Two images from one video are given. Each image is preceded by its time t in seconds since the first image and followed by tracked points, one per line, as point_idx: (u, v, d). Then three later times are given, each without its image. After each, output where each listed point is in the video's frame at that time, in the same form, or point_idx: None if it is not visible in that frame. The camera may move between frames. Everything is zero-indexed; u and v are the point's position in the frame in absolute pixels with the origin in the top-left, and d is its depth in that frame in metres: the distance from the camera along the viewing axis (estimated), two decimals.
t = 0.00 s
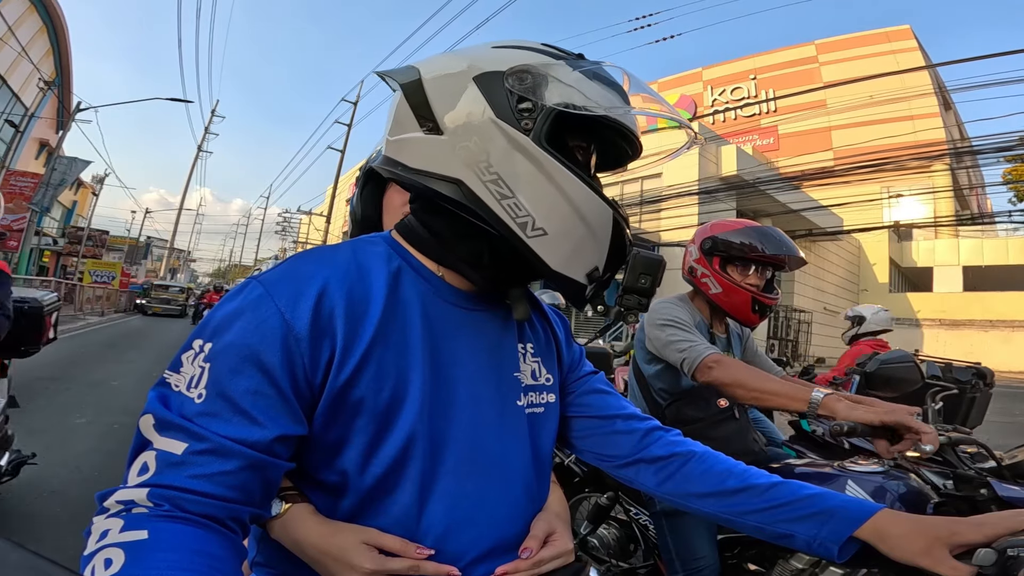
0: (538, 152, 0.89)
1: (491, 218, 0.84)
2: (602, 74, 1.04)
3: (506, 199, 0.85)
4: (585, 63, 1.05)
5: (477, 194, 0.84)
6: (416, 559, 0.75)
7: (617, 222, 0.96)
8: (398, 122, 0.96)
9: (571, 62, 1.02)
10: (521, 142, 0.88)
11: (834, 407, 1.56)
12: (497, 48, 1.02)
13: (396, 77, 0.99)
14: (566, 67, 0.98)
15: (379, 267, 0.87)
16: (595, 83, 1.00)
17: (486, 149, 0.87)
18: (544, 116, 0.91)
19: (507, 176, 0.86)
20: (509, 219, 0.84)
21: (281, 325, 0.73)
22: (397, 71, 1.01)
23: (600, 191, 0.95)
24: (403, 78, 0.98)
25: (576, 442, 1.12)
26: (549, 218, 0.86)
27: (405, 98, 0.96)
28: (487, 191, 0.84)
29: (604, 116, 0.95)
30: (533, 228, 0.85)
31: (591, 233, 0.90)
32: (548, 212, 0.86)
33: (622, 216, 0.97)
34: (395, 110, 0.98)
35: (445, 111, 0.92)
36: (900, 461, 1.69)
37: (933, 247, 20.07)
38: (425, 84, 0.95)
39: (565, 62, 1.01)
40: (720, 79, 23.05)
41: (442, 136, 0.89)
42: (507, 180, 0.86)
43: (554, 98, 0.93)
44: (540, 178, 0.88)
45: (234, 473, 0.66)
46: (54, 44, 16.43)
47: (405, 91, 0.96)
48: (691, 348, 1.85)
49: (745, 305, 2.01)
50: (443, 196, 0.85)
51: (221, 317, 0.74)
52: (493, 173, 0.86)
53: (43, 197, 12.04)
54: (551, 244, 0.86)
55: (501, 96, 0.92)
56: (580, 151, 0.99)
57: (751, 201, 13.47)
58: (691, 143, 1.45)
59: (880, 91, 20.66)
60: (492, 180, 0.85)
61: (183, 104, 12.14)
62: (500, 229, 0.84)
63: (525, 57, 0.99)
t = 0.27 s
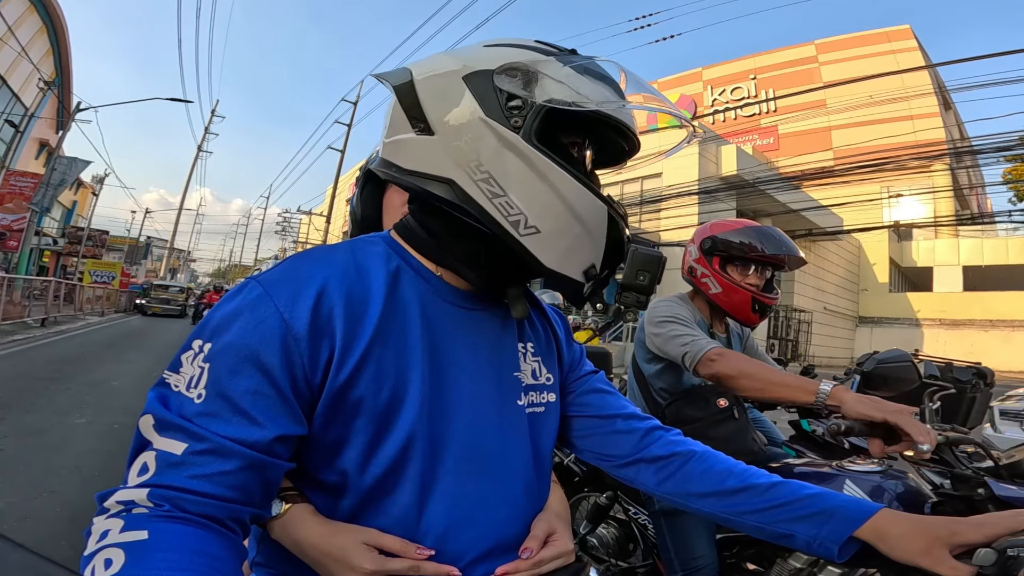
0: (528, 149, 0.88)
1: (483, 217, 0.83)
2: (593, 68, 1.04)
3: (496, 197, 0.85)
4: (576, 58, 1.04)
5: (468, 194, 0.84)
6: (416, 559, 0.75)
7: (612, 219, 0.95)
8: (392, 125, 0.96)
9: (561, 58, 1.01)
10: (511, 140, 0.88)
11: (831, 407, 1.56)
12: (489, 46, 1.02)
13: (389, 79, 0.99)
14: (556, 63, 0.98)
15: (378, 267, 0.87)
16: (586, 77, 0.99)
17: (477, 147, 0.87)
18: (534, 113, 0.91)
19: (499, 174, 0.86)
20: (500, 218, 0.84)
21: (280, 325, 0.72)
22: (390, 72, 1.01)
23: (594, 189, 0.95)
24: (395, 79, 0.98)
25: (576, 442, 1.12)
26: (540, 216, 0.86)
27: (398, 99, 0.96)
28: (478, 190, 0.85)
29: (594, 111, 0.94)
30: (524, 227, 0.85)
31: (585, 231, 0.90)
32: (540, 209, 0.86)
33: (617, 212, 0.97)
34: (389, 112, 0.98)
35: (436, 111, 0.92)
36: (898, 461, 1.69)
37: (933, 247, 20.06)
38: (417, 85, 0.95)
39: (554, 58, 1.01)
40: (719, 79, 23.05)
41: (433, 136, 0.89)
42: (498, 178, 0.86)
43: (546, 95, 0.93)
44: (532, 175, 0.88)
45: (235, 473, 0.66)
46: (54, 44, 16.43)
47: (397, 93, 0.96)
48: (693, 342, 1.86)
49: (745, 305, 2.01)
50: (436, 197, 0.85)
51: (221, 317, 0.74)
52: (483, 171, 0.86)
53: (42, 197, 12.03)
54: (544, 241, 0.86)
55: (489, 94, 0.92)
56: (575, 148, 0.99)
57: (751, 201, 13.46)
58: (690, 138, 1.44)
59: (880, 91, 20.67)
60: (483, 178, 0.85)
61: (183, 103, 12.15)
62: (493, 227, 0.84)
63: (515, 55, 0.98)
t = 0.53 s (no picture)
0: (509, 145, 0.88)
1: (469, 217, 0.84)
2: (577, 58, 1.03)
3: (480, 195, 0.85)
4: (560, 49, 1.03)
5: (453, 194, 0.85)
6: (416, 560, 0.75)
7: (602, 213, 0.94)
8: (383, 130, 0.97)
9: (543, 50, 1.01)
10: (494, 138, 0.88)
11: (830, 407, 1.56)
12: (474, 45, 1.02)
13: (379, 84, 1.00)
14: (537, 56, 0.97)
15: (377, 266, 0.87)
16: (569, 68, 0.98)
17: (462, 147, 0.88)
18: (514, 107, 0.90)
19: (480, 171, 0.86)
20: (484, 215, 0.84)
21: (279, 325, 0.72)
22: (379, 77, 1.02)
23: (585, 184, 0.94)
24: (380, 83, 0.99)
25: (577, 442, 1.12)
26: (525, 213, 0.85)
27: (387, 104, 0.97)
28: (464, 189, 0.85)
29: (578, 102, 0.93)
30: (509, 224, 0.84)
31: (574, 227, 0.88)
32: (525, 207, 0.85)
33: (608, 205, 0.95)
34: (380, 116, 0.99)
35: (422, 114, 0.92)
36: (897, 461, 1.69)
37: (934, 247, 20.07)
38: (403, 90, 0.95)
39: (536, 51, 1.00)
40: (720, 79, 23.04)
41: (420, 138, 0.90)
42: (480, 176, 0.86)
43: (525, 89, 0.92)
44: (514, 172, 0.87)
45: (235, 473, 0.66)
46: (54, 45, 16.43)
47: (386, 98, 0.96)
48: (690, 347, 1.85)
49: (745, 305, 2.01)
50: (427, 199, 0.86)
51: (221, 317, 0.74)
52: (466, 170, 0.86)
53: (42, 197, 12.04)
54: (531, 238, 0.85)
55: (470, 92, 0.92)
56: (565, 141, 0.98)
57: (751, 201, 13.46)
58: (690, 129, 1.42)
59: (880, 91, 20.67)
60: (465, 177, 0.86)
61: (184, 103, 12.18)
62: (478, 226, 0.84)
63: (496, 51, 0.98)
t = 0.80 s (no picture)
0: (504, 144, 0.87)
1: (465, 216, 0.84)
2: (574, 57, 1.03)
3: (476, 195, 0.85)
4: (558, 48, 1.03)
5: (449, 193, 0.86)
6: (415, 560, 0.75)
7: (600, 211, 0.94)
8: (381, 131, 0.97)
9: (540, 49, 1.01)
10: (490, 137, 0.88)
11: (829, 408, 1.56)
12: (472, 43, 1.02)
13: (376, 84, 1.00)
14: (534, 54, 0.97)
15: (375, 266, 0.87)
16: (567, 67, 0.98)
17: (457, 147, 0.88)
18: (510, 107, 0.90)
19: (474, 170, 0.86)
20: (480, 214, 0.84)
21: (276, 326, 0.73)
22: (376, 78, 1.02)
23: (582, 183, 0.93)
24: (376, 83, 1.00)
25: (577, 441, 1.12)
26: (521, 212, 0.85)
27: (384, 104, 0.97)
28: (459, 189, 0.85)
29: (576, 101, 0.93)
30: (505, 223, 0.85)
31: (571, 227, 0.88)
32: (521, 206, 0.85)
33: (606, 204, 0.95)
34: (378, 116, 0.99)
35: (418, 114, 0.93)
36: (896, 461, 1.69)
37: (934, 247, 20.07)
38: (400, 90, 0.96)
39: (533, 50, 1.00)
40: (720, 79, 23.04)
41: (416, 138, 0.90)
42: (475, 175, 0.86)
43: (520, 88, 0.92)
44: (509, 171, 0.87)
45: (234, 475, 0.66)
46: (54, 45, 16.41)
47: (383, 98, 0.96)
48: (688, 349, 1.85)
49: (744, 305, 2.00)
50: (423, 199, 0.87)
51: (218, 317, 0.74)
52: (462, 169, 0.86)
53: (42, 197, 12.04)
54: (526, 237, 0.85)
55: (466, 91, 0.92)
56: (562, 140, 0.98)
57: (751, 201, 13.46)
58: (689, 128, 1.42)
59: (880, 91, 20.67)
60: (460, 177, 0.86)
61: (184, 103, 12.18)
62: (473, 225, 0.84)
63: (493, 50, 0.98)
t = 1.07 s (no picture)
0: (502, 144, 0.87)
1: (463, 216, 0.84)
2: (572, 56, 1.02)
3: (474, 194, 0.85)
4: (555, 47, 1.03)
5: (447, 193, 0.86)
6: (416, 560, 0.75)
7: (598, 212, 0.94)
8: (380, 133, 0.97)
9: (537, 49, 1.00)
10: (487, 137, 0.88)
11: (827, 410, 1.55)
12: (470, 44, 1.02)
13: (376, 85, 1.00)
14: (531, 54, 0.97)
15: (375, 267, 0.87)
16: (564, 65, 0.98)
17: (456, 147, 0.88)
18: (507, 106, 0.90)
19: (473, 170, 0.86)
20: (478, 215, 0.85)
21: (277, 326, 0.73)
22: (376, 80, 1.02)
23: (580, 182, 0.93)
24: (375, 84, 1.00)
25: (578, 442, 1.12)
26: (519, 212, 0.85)
27: (383, 107, 0.97)
28: (457, 190, 0.86)
29: (573, 100, 0.93)
30: (503, 223, 0.85)
31: (570, 227, 0.88)
32: (519, 206, 0.85)
33: (605, 203, 0.95)
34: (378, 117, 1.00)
35: (417, 115, 0.93)
36: (895, 462, 1.69)
37: (934, 247, 20.06)
38: (399, 92, 0.96)
39: (530, 49, 0.99)
40: (720, 80, 23.05)
41: (415, 139, 0.90)
42: (473, 175, 0.86)
43: (516, 88, 0.91)
44: (506, 170, 0.87)
45: (235, 475, 0.66)
46: (54, 45, 16.43)
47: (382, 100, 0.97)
48: (687, 351, 1.85)
49: (744, 305, 2.00)
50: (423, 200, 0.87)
51: (219, 318, 0.74)
52: (460, 170, 0.87)
53: (42, 197, 12.06)
54: (525, 237, 0.85)
55: (463, 91, 0.92)
56: (561, 139, 0.98)
57: (751, 202, 13.46)
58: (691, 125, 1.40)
59: (881, 92, 20.69)
60: (459, 177, 0.86)
61: (184, 103, 12.20)
62: (471, 225, 0.85)
63: (490, 50, 0.98)
